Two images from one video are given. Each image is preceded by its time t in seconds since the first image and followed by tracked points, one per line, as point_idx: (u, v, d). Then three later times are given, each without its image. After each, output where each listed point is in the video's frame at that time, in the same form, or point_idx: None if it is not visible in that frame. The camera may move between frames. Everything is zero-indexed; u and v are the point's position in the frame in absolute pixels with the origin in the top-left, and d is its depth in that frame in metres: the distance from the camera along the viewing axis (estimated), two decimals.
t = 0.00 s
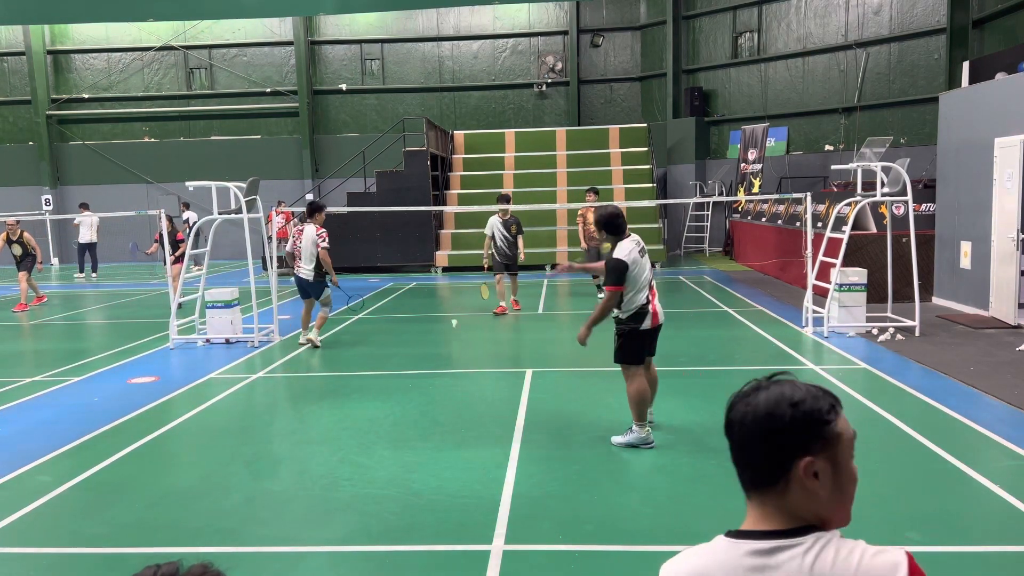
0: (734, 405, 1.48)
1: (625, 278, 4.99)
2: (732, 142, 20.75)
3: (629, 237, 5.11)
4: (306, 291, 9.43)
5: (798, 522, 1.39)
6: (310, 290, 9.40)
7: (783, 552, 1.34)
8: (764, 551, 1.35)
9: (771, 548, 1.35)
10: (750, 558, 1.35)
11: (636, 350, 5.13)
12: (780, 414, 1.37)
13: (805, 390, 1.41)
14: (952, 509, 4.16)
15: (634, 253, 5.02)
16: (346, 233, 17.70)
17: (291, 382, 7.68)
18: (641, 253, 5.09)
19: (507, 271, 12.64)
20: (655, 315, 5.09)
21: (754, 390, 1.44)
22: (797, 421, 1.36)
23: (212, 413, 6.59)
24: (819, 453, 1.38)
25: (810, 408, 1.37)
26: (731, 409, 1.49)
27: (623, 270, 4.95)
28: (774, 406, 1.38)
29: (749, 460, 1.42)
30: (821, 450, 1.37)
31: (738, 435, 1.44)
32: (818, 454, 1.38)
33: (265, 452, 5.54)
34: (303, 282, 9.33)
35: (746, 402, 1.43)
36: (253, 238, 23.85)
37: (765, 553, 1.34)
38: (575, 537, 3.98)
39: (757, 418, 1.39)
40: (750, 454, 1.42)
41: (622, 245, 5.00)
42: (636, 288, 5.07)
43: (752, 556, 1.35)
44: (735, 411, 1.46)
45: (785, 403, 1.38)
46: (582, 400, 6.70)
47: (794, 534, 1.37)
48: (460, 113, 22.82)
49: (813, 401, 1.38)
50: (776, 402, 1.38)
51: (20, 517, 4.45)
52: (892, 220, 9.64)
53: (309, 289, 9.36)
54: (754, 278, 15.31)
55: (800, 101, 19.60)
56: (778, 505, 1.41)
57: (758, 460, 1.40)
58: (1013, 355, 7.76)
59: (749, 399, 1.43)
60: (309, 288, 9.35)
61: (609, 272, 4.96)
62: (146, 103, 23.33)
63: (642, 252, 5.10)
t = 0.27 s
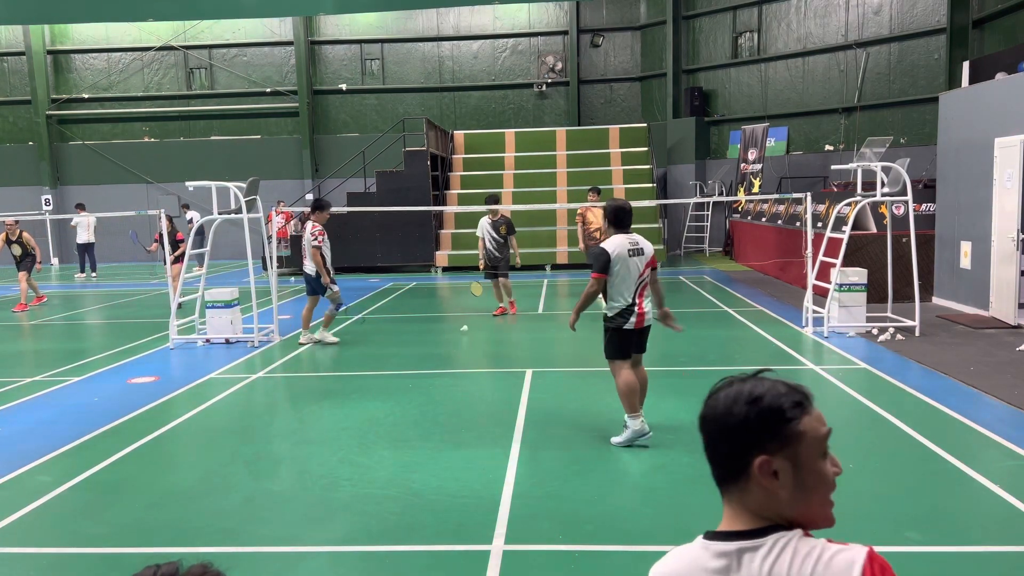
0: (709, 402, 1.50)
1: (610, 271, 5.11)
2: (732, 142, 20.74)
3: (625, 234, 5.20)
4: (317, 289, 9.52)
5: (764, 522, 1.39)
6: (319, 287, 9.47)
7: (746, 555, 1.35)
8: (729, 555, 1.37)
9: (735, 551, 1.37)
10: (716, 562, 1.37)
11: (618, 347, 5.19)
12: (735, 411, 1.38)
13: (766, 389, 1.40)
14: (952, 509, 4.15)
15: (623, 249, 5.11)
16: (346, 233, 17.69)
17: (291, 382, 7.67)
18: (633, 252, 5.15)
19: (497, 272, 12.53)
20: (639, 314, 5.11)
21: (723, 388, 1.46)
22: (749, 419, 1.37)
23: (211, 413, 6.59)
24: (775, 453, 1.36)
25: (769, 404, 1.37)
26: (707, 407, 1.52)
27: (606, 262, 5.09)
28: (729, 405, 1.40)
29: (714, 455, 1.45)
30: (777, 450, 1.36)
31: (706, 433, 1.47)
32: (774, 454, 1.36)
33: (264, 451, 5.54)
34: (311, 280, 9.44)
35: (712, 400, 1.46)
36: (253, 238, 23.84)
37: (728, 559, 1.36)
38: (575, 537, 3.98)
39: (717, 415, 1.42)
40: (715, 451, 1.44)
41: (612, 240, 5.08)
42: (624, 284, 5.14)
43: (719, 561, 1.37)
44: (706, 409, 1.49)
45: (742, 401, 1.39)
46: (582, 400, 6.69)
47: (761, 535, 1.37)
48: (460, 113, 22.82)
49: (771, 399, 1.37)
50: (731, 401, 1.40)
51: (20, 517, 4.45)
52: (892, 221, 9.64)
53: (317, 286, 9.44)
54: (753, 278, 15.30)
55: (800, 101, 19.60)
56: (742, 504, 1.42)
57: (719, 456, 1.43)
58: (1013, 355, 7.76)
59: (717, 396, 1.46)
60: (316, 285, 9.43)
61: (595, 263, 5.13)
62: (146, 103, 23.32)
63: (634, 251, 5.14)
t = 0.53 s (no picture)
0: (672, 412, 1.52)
1: (600, 266, 5.36)
2: (732, 142, 20.74)
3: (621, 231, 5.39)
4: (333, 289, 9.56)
5: (736, 526, 1.39)
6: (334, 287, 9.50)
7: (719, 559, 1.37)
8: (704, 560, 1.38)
9: (707, 555, 1.38)
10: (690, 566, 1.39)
11: (602, 339, 5.47)
12: (689, 418, 1.40)
13: (718, 391, 1.41)
14: (952, 509, 4.15)
15: (613, 246, 5.33)
16: (346, 233, 17.69)
17: (291, 383, 7.67)
18: (624, 250, 5.34)
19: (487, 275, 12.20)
20: (623, 310, 5.31)
21: (681, 395, 1.48)
22: (704, 424, 1.38)
23: (212, 413, 6.58)
24: (734, 456, 1.36)
25: (720, 408, 1.38)
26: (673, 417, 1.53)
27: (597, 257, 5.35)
28: (684, 411, 1.42)
29: (680, 465, 1.46)
30: (734, 452, 1.36)
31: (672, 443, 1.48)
32: (733, 457, 1.37)
33: (264, 451, 5.54)
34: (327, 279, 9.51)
35: (672, 410, 1.47)
36: (253, 238, 23.85)
37: (704, 564, 1.38)
38: (575, 537, 3.98)
39: (677, 426, 1.44)
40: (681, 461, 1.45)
41: (601, 236, 5.30)
42: (612, 280, 5.36)
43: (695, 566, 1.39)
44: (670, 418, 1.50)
45: (696, 407, 1.41)
46: (583, 400, 6.69)
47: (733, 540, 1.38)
48: (460, 113, 22.82)
49: (724, 402, 1.38)
50: (687, 409, 1.42)
51: (20, 517, 4.45)
52: (892, 220, 9.64)
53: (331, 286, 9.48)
54: (753, 278, 15.31)
55: (800, 101, 19.60)
56: (714, 510, 1.42)
57: (684, 466, 1.44)
58: (1013, 355, 7.76)
59: (676, 405, 1.48)
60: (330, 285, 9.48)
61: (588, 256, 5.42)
62: (146, 103, 23.32)
63: (626, 249, 5.33)
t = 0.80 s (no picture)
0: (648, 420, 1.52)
1: (583, 268, 5.47)
2: (732, 142, 20.74)
3: (603, 233, 5.52)
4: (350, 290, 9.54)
5: (722, 529, 1.39)
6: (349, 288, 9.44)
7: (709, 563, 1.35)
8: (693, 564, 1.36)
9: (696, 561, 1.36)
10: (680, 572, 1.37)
11: (586, 340, 5.56)
12: (668, 425, 1.40)
13: (693, 397, 1.42)
14: (952, 509, 4.15)
15: (595, 248, 5.45)
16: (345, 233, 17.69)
17: (291, 382, 7.66)
18: (606, 252, 5.46)
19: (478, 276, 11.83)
20: (603, 311, 5.43)
21: (657, 402, 1.48)
22: (683, 431, 1.38)
23: (211, 413, 6.58)
24: (716, 459, 1.37)
25: (698, 413, 1.38)
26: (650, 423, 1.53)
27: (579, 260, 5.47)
28: (664, 419, 1.42)
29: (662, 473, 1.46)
30: (716, 456, 1.37)
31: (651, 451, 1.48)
32: (714, 461, 1.37)
33: (264, 452, 5.53)
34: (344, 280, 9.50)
35: (649, 418, 1.47)
36: (253, 238, 23.85)
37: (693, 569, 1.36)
38: (575, 537, 3.98)
39: (655, 434, 1.44)
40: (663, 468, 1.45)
41: (583, 239, 5.44)
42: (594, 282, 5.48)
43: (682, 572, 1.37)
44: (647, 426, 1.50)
45: (674, 414, 1.41)
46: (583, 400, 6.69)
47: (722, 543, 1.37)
48: (460, 113, 22.82)
49: (701, 407, 1.39)
50: (665, 415, 1.42)
51: (19, 517, 4.44)
52: (892, 220, 9.63)
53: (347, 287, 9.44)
54: (753, 278, 15.30)
55: (800, 101, 19.60)
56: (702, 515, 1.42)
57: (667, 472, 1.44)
58: (1013, 355, 7.75)
59: (653, 413, 1.48)
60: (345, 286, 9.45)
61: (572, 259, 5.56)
62: (146, 103, 23.32)
63: (607, 250, 5.45)
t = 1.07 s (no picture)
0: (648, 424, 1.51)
1: (561, 268, 5.54)
2: (732, 142, 20.74)
3: (583, 232, 5.57)
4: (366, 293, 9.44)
5: (726, 531, 1.39)
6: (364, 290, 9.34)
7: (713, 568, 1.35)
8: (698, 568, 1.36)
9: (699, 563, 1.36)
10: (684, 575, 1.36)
11: (564, 338, 5.66)
12: (669, 426, 1.40)
13: (694, 398, 1.42)
14: (952, 510, 4.15)
15: (572, 248, 5.51)
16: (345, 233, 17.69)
17: (291, 382, 7.66)
18: (584, 252, 5.52)
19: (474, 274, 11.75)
20: (580, 310, 5.53)
21: (657, 404, 1.48)
22: (685, 431, 1.38)
23: (212, 412, 6.58)
24: (717, 461, 1.37)
25: (700, 415, 1.38)
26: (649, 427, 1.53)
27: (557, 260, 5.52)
28: (664, 420, 1.42)
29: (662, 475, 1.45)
30: (718, 456, 1.37)
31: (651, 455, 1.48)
32: (716, 462, 1.37)
33: (264, 451, 5.53)
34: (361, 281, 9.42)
35: (648, 421, 1.47)
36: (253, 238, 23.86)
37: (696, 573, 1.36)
38: (575, 537, 3.98)
39: (656, 436, 1.44)
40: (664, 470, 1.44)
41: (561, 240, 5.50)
42: (571, 282, 5.56)
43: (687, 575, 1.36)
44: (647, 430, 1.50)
45: (675, 415, 1.41)
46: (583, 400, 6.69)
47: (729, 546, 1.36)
48: (460, 113, 22.82)
49: (702, 408, 1.39)
50: (667, 416, 1.42)
51: (19, 517, 4.44)
52: (892, 220, 9.63)
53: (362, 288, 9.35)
54: (753, 278, 15.31)
55: (800, 101, 19.60)
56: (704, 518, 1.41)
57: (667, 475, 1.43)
58: (1013, 355, 7.75)
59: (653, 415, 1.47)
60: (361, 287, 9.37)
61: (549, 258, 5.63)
62: (146, 103, 23.32)
63: (585, 250, 5.50)
